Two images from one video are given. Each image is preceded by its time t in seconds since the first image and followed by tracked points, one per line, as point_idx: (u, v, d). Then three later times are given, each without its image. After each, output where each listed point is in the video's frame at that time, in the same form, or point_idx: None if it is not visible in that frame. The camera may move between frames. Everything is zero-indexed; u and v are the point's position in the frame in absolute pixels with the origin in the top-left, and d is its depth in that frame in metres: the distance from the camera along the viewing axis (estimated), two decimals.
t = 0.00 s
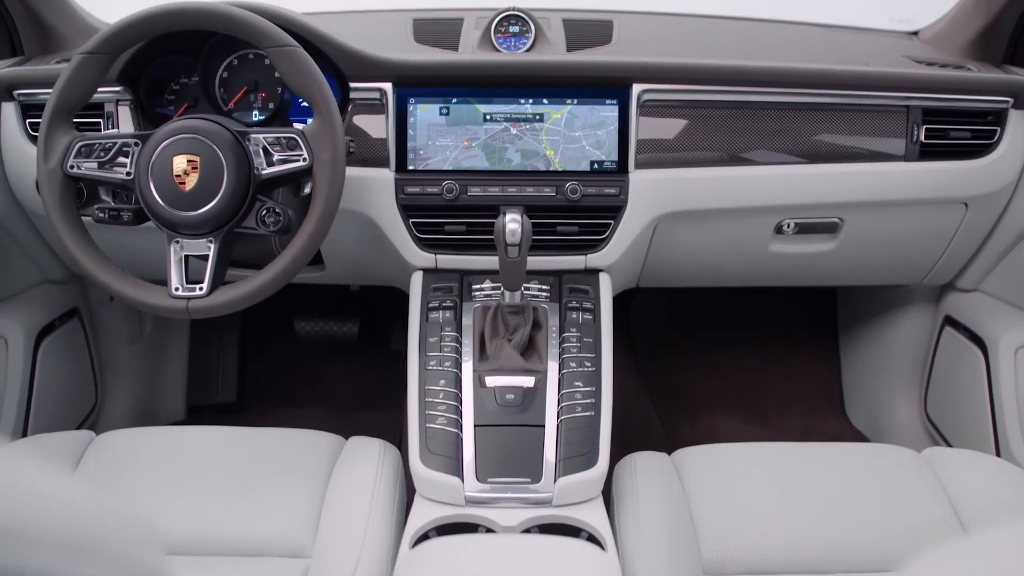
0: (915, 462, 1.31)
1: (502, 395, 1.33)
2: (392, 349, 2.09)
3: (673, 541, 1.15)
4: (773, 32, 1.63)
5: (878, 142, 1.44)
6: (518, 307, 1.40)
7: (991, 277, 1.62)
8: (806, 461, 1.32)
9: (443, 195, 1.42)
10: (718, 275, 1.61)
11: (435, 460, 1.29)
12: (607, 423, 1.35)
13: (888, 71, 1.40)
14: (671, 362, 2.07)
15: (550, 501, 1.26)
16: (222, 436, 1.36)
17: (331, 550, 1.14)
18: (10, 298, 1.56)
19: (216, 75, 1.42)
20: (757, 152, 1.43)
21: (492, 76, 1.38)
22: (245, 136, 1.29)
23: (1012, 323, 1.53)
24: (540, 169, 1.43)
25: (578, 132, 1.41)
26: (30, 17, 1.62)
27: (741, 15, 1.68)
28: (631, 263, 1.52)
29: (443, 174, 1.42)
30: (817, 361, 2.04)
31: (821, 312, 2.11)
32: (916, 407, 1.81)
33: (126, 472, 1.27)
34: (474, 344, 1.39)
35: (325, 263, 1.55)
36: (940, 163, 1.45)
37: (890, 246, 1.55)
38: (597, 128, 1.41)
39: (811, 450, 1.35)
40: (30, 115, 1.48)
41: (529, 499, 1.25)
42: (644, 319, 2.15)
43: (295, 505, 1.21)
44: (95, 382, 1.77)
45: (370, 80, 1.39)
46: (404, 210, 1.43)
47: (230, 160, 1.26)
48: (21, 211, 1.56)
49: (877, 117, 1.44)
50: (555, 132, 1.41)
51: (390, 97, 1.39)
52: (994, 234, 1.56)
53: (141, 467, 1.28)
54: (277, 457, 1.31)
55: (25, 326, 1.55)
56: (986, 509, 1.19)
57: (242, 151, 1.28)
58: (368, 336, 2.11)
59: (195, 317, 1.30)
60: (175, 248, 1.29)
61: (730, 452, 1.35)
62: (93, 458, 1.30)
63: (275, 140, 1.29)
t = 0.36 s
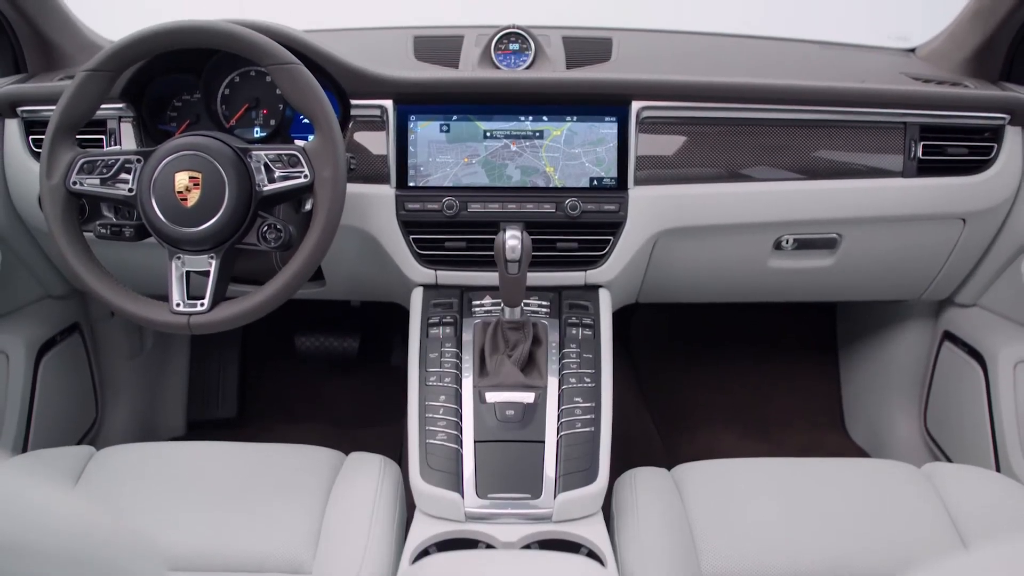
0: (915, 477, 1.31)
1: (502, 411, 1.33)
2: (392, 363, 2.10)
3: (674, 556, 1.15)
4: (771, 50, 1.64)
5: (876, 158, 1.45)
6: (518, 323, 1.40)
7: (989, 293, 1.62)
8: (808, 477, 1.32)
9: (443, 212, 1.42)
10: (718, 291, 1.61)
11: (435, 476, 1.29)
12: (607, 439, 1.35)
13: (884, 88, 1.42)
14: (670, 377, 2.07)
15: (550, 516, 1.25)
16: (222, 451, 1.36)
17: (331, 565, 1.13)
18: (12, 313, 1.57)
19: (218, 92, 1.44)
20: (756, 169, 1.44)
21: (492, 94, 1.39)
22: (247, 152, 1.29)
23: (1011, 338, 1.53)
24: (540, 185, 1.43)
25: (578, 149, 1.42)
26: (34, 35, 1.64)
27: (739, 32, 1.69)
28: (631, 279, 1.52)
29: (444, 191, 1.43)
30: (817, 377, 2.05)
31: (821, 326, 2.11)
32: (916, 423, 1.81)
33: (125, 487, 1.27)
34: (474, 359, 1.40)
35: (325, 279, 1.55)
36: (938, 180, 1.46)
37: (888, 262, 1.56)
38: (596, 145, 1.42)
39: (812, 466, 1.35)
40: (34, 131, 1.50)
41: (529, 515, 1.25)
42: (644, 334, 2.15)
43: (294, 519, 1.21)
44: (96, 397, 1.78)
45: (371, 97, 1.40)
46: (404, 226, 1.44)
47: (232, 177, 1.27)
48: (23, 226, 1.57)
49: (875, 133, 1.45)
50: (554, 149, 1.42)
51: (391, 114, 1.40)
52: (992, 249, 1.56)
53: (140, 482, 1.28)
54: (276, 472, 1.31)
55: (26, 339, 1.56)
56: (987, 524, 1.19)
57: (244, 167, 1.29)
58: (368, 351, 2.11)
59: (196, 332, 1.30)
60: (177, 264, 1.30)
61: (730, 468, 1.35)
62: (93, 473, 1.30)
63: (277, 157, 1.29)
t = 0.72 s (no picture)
0: (916, 491, 1.31)
1: (502, 426, 1.33)
2: (393, 376, 2.10)
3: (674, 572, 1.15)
4: (769, 67, 1.66)
5: (874, 174, 1.46)
6: (518, 338, 1.40)
7: (988, 306, 1.62)
8: (808, 492, 1.31)
9: (443, 227, 1.43)
10: (717, 306, 1.61)
11: (435, 491, 1.29)
12: (607, 454, 1.35)
13: (881, 104, 1.42)
14: (670, 391, 2.07)
15: (550, 531, 1.25)
16: (222, 466, 1.36)
17: None
18: (13, 328, 1.57)
19: (219, 107, 1.44)
20: (754, 184, 1.45)
21: (492, 110, 1.40)
22: (248, 168, 1.30)
23: (1010, 352, 1.53)
24: (539, 201, 1.44)
25: (577, 164, 1.43)
26: (38, 52, 1.65)
27: (737, 49, 1.71)
28: (630, 293, 1.53)
29: (444, 207, 1.43)
30: (816, 390, 2.05)
31: (821, 340, 2.12)
32: (917, 437, 1.81)
33: (125, 501, 1.27)
34: (474, 374, 1.40)
35: (326, 293, 1.56)
36: (935, 194, 1.46)
37: (887, 276, 1.56)
38: (596, 161, 1.43)
39: (812, 480, 1.35)
40: (37, 147, 1.51)
41: (529, 530, 1.25)
42: (644, 348, 2.16)
43: (294, 534, 1.21)
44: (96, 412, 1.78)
45: (372, 113, 1.41)
46: (405, 241, 1.45)
47: (233, 193, 1.27)
48: (25, 240, 1.58)
49: (872, 149, 1.45)
50: (554, 165, 1.43)
51: (392, 130, 1.41)
52: (990, 263, 1.57)
53: (139, 496, 1.27)
54: (277, 487, 1.31)
55: (28, 353, 1.56)
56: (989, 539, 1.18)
57: (245, 183, 1.29)
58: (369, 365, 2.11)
59: (196, 347, 1.31)
60: (178, 279, 1.30)
61: (730, 483, 1.35)
62: (93, 487, 1.30)
63: (278, 173, 1.30)
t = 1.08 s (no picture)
0: (916, 506, 1.31)
1: (502, 441, 1.33)
2: (392, 389, 2.10)
3: None
4: (767, 83, 1.67)
5: (872, 189, 1.47)
6: (518, 353, 1.41)
7: (987, 321, 1.62)
8: (809, 507, 1.31)
9: (444, 242, 1.44)
10: (717, 321, 1.62)
11: (436, 506, 1.29)
12: (607, 469, 1.35)
13: (879, 120, 1.43)
14: (670, 405, 2.08)
15: (550, 547, 1.25)
16: (222, 480, 1.36)
17: None
18: (14, 342, 1.58)
19: (221, 122, 1.45)
20: (753, 199, 1.45)
21: (492, 126, 1.41)
22: (250, 184, 1.31)
23: (1010, 366, 1.54)
24: (539, 217, 1.45)
25: (577, 180, 1.43)
26: (41, 67, 1.67)
27: (735, 65, 1.73)
28: (630, 308, 1.53)
29: (444, 222, 1.44)
30: (816, 403, 2.05)
31: (820, 353, 2.12)
32: (917, 451, 1.81)
33: (124, 515, 1.27)
34: (474, 389, 1.40)
35: (326, 308, 1.56)
36: (933, 209, 1.47)
37: (886, 291, 1.57)
38: (595, 176, 1.43)
39: (812, 495, 1.35)
40: (40, 162, 1.52)
41: (530, 545, 1.25)
42: (644, 362, 2.16)
43: (294, 549, 1.21)
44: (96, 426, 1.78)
45: (373, 129, 1.42)
46: (405, 257, 1.45)
47: (234, 209, 1.28)
48: (27, 255, 1.59)
49: (870, 165, 1.46)
50: (554, 180, 1.44)
51: (393, 146, 1.42)
52: (988, 278, 1.57)
53: (139, 510, 1.27)
54: (277, 502, 1.31)
55: (29, 367, 1.57)
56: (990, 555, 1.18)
57: (247, 199, 1.30)
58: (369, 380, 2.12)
59: (197, 361, 1.31)
60: (179, 294, 1.31)
61: (730, 497, 1.35)
62: (93, 501, 1.30)
63: (279, 189, 1.30)
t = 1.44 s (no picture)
0: (917, 521, 1.31)
1: (502, 455, 1.33)
2: (393, 403, 2.10)
3: None
4: (765, 98, 1.68)
5: (871, 204, 1.47)
6: (518, 368, 1.41)
7: (986, 335, 1.62)
8: (809, 521, 1.31)
9: (444, 257, 1.44)
10: (716, 335, 1.62)
11: (436, 521, 1.29)
12: (607, 483, 1.35)
13: (877, 136, 1.44)
14: (670, 418, 2.08)
15: (550, 561, 1.25)
16: (222, 495, 1.36)
17: None
18: (15, 356, 1.58)
19: (223, 138, 1.45)
20: (752, 214, 1.46)
21: (492, 142, 1.42)
22: (251, 200, 1.31)
23: (1009, 381, 1.54)
24: (539, 232, 1.45)
25: (576, 195, 1.44)
26: (44, 83, 1.68)
27: (733, 80, 1.74)
28: (629, 323, 1.53)
29: (444, 237, 1.45)
30: (816, 416, 2.05)
31: (820, 366, 2.12)
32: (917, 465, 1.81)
33: (124, 529, 1.27)
34: (474, 404, 1.40)
35: (326, 322, 1.56)
36: (931, 224, 1.48)
37: (885, 305, 1.57)
38: (595, 192, 1.44)
39: (812, 509, 1.35)
40: (42, 177, 1.53)
41: (530, 560, 1.25)
42: (643, 375, 2.17)
43: (293, 564, 1.20)
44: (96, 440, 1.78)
45: (373, 144, 1.42)
46: (405, 271, 1.46)
47: (236, 224, 1.29)
48: (29, 270, 1.59)
49: (868, 180, 1.47)
50: (553, 196, 1.44)
51: (393, 161, 1.42)
52: (987, 292, 1.58)
53: (138, 524, 1.27)
54: (276, 516, 1.31)
55: (29, 382, 1.57)
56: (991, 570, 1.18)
57: (248, 214, 1.31)
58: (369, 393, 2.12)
59: (198, 376, 1.31)
60: (180, 308, 1.31)
61: (729, 512, 1.35)
62: (93, 516, 1.30)
63: (280, 204, 1.31)
